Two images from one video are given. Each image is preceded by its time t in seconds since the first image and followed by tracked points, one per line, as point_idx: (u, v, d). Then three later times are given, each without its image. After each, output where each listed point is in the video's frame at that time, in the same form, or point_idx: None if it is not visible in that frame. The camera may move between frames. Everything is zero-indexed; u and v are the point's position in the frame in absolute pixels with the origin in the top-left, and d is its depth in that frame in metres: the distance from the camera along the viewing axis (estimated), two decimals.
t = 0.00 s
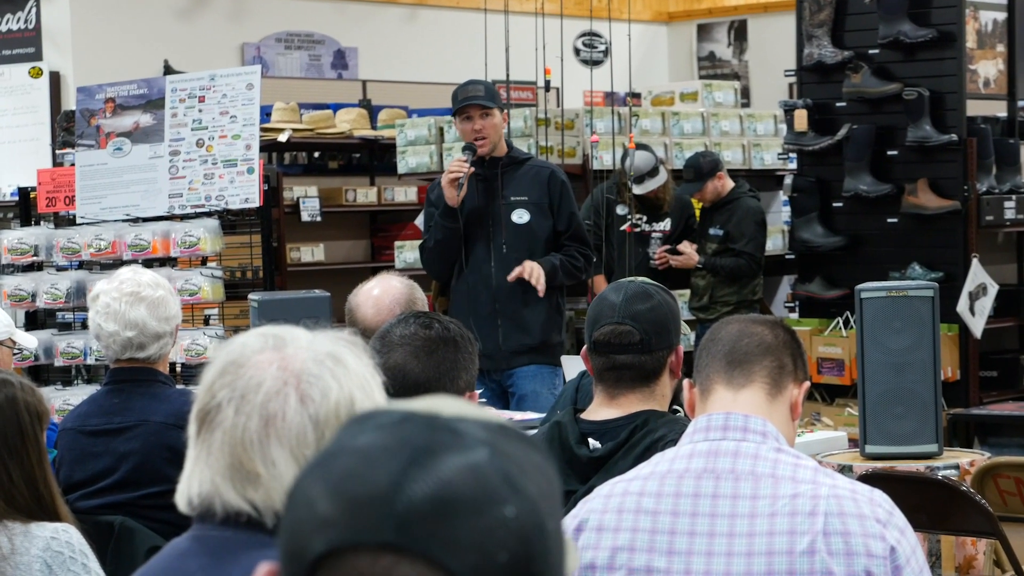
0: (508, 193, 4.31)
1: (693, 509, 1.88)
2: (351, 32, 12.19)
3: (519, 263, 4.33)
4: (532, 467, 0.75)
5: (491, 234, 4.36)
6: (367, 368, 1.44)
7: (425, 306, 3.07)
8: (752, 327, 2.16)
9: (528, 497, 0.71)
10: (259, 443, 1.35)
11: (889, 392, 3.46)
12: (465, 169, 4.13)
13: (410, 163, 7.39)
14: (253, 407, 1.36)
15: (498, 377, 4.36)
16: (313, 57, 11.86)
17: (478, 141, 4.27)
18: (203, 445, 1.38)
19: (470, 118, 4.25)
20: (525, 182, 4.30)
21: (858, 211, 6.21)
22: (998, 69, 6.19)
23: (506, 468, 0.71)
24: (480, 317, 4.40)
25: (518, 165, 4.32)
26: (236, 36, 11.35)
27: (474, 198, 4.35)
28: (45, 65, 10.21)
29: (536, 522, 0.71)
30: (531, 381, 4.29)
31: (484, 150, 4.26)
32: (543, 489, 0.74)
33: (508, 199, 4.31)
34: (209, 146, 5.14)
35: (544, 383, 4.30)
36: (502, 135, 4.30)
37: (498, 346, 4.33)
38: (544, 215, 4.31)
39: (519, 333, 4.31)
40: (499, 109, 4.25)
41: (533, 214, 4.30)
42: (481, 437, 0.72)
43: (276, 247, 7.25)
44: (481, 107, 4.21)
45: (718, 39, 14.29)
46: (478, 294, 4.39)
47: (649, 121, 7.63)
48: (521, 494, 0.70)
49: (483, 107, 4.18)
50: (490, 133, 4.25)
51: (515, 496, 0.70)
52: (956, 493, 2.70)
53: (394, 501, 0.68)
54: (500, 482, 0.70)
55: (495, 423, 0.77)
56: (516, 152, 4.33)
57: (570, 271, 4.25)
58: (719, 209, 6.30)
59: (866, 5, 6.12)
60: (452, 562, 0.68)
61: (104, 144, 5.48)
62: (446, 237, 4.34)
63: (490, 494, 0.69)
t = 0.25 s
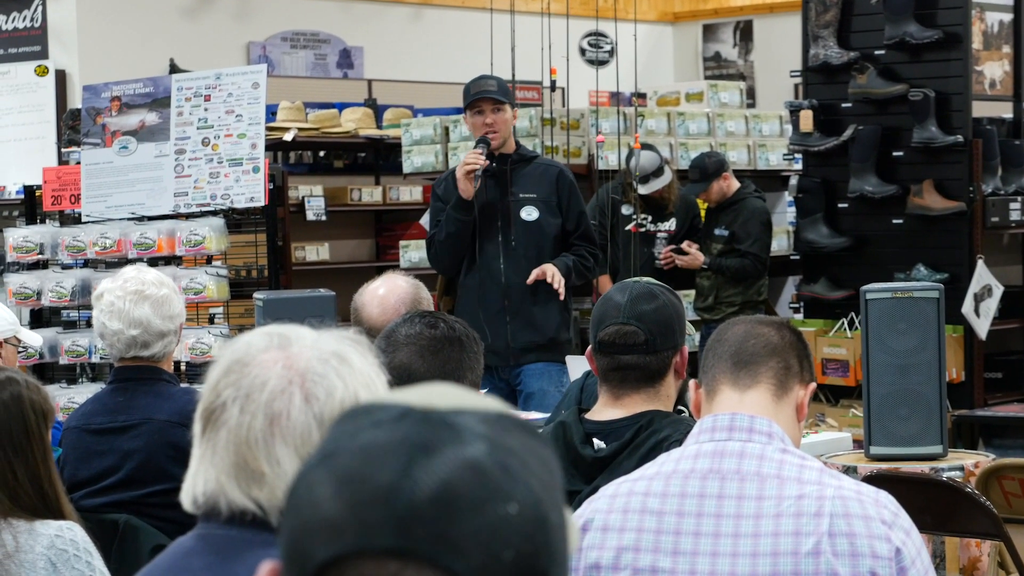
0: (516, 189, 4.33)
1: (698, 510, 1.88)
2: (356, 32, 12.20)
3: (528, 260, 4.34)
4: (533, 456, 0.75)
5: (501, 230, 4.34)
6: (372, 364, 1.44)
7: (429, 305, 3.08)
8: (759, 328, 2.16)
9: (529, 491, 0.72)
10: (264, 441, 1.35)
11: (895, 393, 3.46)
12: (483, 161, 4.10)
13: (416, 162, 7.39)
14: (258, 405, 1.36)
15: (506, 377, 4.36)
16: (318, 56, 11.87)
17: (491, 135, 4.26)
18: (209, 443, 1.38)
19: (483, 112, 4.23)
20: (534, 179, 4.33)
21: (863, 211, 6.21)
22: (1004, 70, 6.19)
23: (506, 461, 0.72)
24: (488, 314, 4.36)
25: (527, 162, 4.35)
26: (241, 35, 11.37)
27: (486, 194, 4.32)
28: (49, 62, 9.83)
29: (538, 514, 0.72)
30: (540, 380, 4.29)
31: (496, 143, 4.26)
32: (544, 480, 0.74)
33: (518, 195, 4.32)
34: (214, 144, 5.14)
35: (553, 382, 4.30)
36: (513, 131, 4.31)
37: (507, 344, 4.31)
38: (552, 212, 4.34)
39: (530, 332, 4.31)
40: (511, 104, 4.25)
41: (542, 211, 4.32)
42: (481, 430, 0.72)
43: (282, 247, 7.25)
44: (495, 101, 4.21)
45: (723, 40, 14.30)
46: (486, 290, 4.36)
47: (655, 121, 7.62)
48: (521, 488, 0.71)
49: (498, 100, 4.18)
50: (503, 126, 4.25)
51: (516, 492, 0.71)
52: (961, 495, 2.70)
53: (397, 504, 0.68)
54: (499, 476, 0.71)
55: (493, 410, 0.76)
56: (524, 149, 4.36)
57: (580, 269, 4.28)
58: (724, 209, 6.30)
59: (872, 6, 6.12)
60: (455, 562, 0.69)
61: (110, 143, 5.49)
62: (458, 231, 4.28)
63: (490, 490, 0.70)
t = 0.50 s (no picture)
0: (524, 189, 4.32)
1: (700, 511, 1.88)
2: (358, 33, 12.20)
3: (539, 261, 4.33)
4: (525, 454, 0.75)
5: (512, 232, 4.33)
6: (373, 363, 1.43)
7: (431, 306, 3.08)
8: (761, 330, 2.16)
9: (515, 494, 0.72)
10: (267, 442, 1.35)
11: (897, 396, 3.46)
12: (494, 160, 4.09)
13: (419, 163, 7.40)
14: (261, 406, 1.36)
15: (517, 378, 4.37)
16: (320, 56, 11.87)
17: (497, 134, 4.27)
18: (211, 444, 1.38)
19: (489, 110, 4.26)
20: (541, 179, 4.33)
21: (864, 213, 6.21)
22: (1006, 73, 6.20)
23: (490, 462, 0.72)
24: (501, 315, 4.35)
25: (532, 162, 4.35)
26: (243, 35, 11.37)
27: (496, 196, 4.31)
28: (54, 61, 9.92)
29: (526, 518, 0.72)
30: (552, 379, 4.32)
31: (503, 141, 4.28)
32: (535, 481, 0.74)
33: (526, 196, 4.32)
34: (217, 145, 5.14)
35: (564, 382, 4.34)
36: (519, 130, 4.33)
37: (521, 345, 4.31)
38: (560, 213, 4.34)
39: (543, 332, 4.32)
40: (516, 102, 4.28)
41: (550, 211, 4.32)
42: (468, 431, 0.73)
43: (285, 247, 7.25)
44: (500, 99, 4.23)
45: (726, 41, 14.31)
46: (497, 292, 4.35)
47: (657, 123, 7.63)
48: (505, 492, 0.72)
49: (504, 97, 4.21)
50: (510, 125, 4.27)
51: (500, 496, 0.71)
52: (964, 497, 2.69)
53: (381, 507, 0.69)
54: (484, 481, 0.71)
55: (487, 407, 0.77)
56: (530, 150, 4.37)
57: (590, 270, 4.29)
58: (726, 211, 6.30)
59: (875, 8, 6.12)
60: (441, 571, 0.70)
61: (111, 143, 5.49)
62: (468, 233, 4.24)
63: (473, 496, 0.70)
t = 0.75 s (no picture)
0: (526, 191, 4.32)
1: (696, 514, 1.88)
2: (355, 35, 12.20)
3: (543, 263, 4.33)
4: (515, 460, 0.76)
5: (515, 235, 4.34)
6: (367, 366, 1.43)
7: (425, 308, 3.08)
8: (756, 332, 2.16)
9: (502, 501, 0.72)
10: (261, 444, 1.35)
11: (891, 398, 3.46)
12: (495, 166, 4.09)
13: (413, 166, 7.39)
14: (255, 408, 1.36)
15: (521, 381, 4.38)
16: (316, 58, 11.88)
17: (496, 139, 4.27)
18: (205, 447, 1.38)
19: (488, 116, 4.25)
20: (542, 181, 4.33)
21: (860, 215, 6.21)
22: (1001, 75, 6.20)
23: (478, 469, 0.72)
24: (507, 318, 4.35)
25: (532, 163, 4.36)
26: (239, 37, 11.37)
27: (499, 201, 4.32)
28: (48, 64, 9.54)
29: (512, 525, 0.73)
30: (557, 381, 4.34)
31: (502, 146, 4.28)
32: (523, 487, 0.75)
33: (528, 199, 4.32)
34: (212, 147, 5.15)
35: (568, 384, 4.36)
36: (518, 134, 4.32)
37: (530, 347, 4.31)
38: (562, 214, 4.34)
39: (551, 333, 4.33)
40: (515, 106, 4.27)
41: (552, 212, 4.32)
42: (458, 437, 0.73)
43: (279, 250, 7.25)
44: (498, 105, 4.22)
45: (721, 44, 14.29)
46: (503, 295, 4.35)
47: (653, 125, 7.63)
48: (491, 499, 0.72)
49: (502, 104, 4.20)
50: (509, 130, 4.26)
51: (486, 504, 0.72)
52: (957, 498, 2.70)
53: (369, 512, 0.70)
54: (471, 489, 0.71)
55: (479, 412, 0.77)
56: (529, 150, 4.37)
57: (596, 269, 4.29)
58: (722, 213, 6.30)
59: (870, 10, 6.12)
60: None
61: (107, 145, 5.47)
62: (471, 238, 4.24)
63: (458, 504, 0.71)
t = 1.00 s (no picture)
0: (527, 191, 4.32)
1: (689, 515, 1.88)
2: (348, 37, 12.21)
3: (543, 262, 4.32)
4: (508, 462, 0.76)
5: (515, 234, 4.34)
6: (360, 368, 1.43)
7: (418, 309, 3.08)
8: (749, 333, 2.17)
9: (494, 503, 0.72)
10: (254, 446, 1.35)
11: (885, 399, 3.46)
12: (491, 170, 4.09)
13: (406, 167, 7.38)
14: (249, 409, 1.36)
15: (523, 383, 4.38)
16: (310, 60, 11.88)
17: (495, 142, 4.27)
18: (199, 447, 1.38)
19: (487, 120, 4.24)
20: (543, 180, 4.32)
21: (854, 216, 6.21)
22: (994, 76, 6.21)
23: (472, 471, 0.72)
24: (508, 318, 4.35)
25: (533, 162, 4.35)
26: (233, 39, 11.36)
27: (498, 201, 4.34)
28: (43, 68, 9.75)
29: (504, 529, 0.73)
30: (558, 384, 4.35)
31: (502, 149, 4.28)
32: (516, 489, 0.75)
33: (529, 198, 4.32)
34: (205, 149, 5.14)
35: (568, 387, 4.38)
36: (519, 134, 4.31)
37: (531, 348, 4.31)
38: (564, 213, 4.33)
39: (552, 333, 4.32)
40: (515, 109, 4.25)
41: (553, 212, 4.31)
42: (451, 438, 0.73)
43: (272, 251, 7.25)
44: (496, 109, 4.21)
45: (714, 45, 14.31)
46: (503, 295, 4.36)
47: (646, 127, 7.63)
48: (483, 501, 0.72)
49: (500, 108, 4.18)
50: (508, 134, 4.25)
51: (478, 506, 0.72)
52: (950, 499, 2.70)
53: (361, 514, 0.69)
54: (464, 490, 0.71)
55: (472, 413, 0.77)
56: (530, 150, 4.36)
57: (597, 267, 4.28)
58: (715, 214, 6.30)
59: (863, 11, 6.13)
60: None
61: (99, 147, 5.48)
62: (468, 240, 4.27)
63: (450, 506, 0.71)
